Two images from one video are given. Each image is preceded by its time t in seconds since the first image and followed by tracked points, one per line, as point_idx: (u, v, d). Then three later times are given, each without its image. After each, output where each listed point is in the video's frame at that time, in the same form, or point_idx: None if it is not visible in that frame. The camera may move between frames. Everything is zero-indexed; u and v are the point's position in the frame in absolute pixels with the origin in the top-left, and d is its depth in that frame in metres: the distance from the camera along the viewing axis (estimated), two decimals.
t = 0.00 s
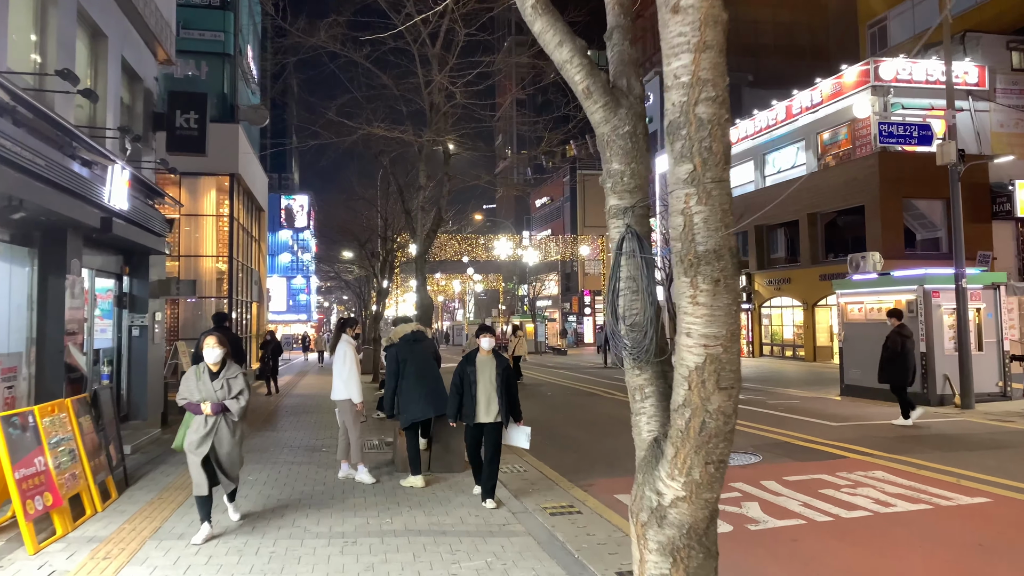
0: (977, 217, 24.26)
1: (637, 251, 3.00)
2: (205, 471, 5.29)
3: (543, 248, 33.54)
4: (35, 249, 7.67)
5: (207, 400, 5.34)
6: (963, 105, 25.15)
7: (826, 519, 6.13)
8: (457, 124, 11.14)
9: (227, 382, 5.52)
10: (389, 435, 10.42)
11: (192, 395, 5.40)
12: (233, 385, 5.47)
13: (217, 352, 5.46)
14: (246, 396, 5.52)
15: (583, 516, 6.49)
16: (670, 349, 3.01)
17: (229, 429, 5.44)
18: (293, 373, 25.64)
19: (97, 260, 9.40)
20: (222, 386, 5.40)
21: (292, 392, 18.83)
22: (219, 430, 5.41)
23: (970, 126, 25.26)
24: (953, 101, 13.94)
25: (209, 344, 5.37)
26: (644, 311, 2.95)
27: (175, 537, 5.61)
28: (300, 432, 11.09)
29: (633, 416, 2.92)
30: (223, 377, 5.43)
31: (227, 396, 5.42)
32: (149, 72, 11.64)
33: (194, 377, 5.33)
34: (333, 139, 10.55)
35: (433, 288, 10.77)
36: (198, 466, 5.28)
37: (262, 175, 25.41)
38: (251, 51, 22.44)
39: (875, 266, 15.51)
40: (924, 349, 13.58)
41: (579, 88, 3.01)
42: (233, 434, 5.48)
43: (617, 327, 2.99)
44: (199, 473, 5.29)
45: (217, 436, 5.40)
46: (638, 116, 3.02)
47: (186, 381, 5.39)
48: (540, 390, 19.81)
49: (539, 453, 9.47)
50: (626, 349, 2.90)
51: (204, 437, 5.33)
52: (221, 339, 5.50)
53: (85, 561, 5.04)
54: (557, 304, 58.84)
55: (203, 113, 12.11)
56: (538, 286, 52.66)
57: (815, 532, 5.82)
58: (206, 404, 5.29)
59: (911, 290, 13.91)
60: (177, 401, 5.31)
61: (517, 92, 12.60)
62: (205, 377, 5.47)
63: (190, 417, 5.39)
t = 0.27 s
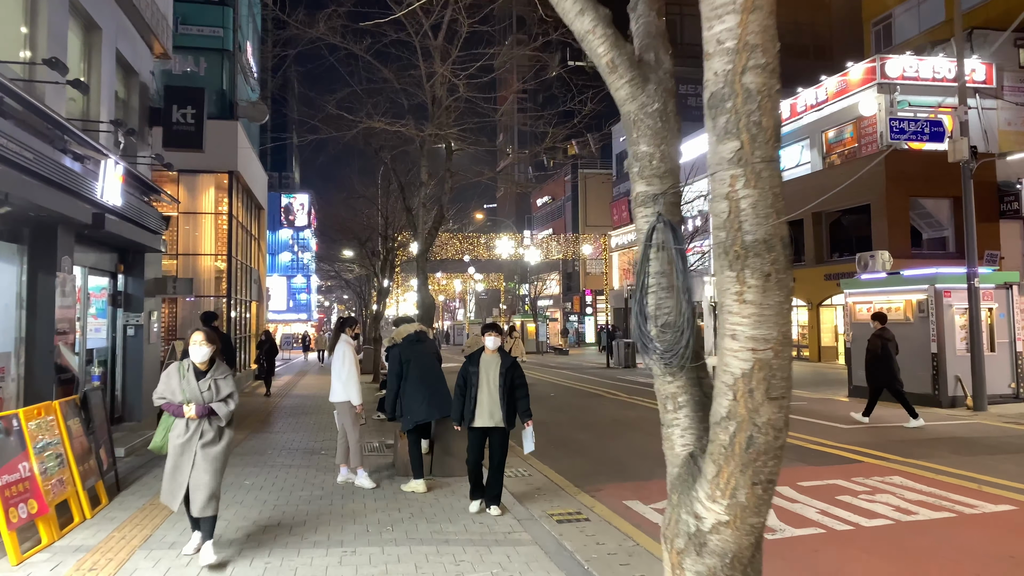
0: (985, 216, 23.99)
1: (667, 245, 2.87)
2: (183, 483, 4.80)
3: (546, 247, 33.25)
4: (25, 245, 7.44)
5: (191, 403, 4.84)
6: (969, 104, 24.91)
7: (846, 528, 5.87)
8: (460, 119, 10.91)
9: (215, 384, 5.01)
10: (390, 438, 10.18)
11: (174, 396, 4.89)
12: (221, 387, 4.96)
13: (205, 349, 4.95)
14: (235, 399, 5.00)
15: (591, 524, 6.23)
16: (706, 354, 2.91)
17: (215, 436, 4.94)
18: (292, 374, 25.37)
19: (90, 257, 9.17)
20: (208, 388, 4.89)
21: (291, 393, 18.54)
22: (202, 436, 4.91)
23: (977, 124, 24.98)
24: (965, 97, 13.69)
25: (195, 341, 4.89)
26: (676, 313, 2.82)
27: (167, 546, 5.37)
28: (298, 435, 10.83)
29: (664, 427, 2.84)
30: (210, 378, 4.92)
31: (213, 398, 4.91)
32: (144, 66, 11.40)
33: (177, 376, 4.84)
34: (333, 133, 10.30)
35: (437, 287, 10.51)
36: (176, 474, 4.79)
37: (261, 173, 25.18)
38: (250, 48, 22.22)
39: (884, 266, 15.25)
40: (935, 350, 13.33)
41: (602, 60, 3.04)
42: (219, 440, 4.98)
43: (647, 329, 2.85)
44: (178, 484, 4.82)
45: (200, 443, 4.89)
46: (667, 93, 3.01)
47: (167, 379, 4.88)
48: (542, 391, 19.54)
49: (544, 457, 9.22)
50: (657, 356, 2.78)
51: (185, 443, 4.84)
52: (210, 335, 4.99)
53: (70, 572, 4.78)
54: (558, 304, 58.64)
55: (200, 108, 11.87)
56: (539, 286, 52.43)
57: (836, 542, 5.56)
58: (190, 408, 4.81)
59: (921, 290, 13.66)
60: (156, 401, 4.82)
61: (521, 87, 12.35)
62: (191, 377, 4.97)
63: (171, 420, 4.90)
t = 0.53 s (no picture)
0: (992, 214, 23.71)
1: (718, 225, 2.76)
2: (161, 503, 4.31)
3: (547, 246, 32.96)
4: (13, 241, 7.17)
5: (171, 414, 4.34)
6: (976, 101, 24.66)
7: (870, 535, 5.61)
8: (464, 114, 10.64)
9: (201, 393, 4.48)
10: (392, 439, 9.93)
11: (156, 405, 4.39)
12: (206, 399, 4.43)
13: (193, 354, 4.45)
14: (224, 413, 4.47)
15: (604, 530, 5.98)
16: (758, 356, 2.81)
17: (198, 453, 4.42)
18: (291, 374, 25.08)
19: (82, 255, 8.92)
20: (190, 398, 4.37)
21: (289, 393, 18.25)
22: (184, 452, 4.39)
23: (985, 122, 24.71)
24: (979, 92, 13.41)
25: (180, 344, 4.41)
26: (724, 304, 2.72)
27: (160, 554, 5.12)
28: (298, 436, 10.57)
29: (714, 437, 2.73)
30: (193, 386, 4.40)
31: (197, 411, 4.38)
32: (140, 58, 11.14)
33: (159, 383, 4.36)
34: (334, 127, 10.05)
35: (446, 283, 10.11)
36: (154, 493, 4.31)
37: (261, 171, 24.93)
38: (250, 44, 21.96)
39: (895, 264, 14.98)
40: (948, 351, 13.06)
41: (641, 19, 2.92)
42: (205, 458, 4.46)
43: (692, 323, 2.79)
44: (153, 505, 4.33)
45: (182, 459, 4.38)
46: (713, 55, 2.89)
47: (149, 385, 4.41)
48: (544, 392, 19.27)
49: (551, 460, 8.95)
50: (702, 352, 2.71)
51: (163, 459, 4.32)
52: (201, 339, 4.51)
53: None
54: (559, 304, 58.65)
55: (197, 103, 11.61)
56: (539, 286, 52.35)
57: (861, 550, 5.30)
58: (168, 419, 4.32)
59: (934, 289, 13.39)
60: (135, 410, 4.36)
61: (526, 81, 12.11)
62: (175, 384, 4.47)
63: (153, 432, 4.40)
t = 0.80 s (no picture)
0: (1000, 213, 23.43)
1: (785, 224, 2.64)
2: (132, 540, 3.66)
3: (549, 245, 32.71)
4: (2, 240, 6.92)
5: (139, 435, 3.69)
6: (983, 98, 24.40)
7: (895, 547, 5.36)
8: (467, 109, 10.40)
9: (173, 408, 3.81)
10: (394, 443, 9.69)
11: (122, 424, 3.75)
12: (181, 413, 3.77)
13: (161, 362, 3.80)
14: (201, 431, 3.80)
15: (616, 542, 5.73)
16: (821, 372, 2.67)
17: (174, 478, 3.77)
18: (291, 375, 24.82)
19: (75, 254, 8.67)
20: (158, 415, 3.71)
21: (289, 394, 18.04)
22: (156, 478, 3.74)
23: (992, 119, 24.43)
24: (991, 87, 13.16)
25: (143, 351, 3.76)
26: (785, 311, 2.61)
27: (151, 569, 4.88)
28: (297, 440, 10.32)
29: (774, 461, 2.56)
30: (163, 400, 3.73)
31: (169, 430, 3.73)
32: (135, 54, 10.89)
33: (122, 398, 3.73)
34: (333, 122, 9.80)
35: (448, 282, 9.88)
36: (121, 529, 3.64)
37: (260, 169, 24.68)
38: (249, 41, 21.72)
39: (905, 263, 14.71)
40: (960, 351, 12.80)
41: None
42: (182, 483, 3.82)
43: (749, 332, 2.67)
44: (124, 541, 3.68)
45: (155, 485, 3.74)
46: (767, 23, 2.76)
47: (113, 401, 3.77)
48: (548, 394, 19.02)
49: (558, 465, 8.70)
50: (762, 362, 2.59)
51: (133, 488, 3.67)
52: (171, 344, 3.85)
53: None
54: (561, 304, 58.57)
55: (194, 99, 11.36)
56: (540, 286, 52.12)
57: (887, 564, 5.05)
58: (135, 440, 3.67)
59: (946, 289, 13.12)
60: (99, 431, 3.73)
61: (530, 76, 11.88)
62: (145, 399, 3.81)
63: (120, 454, 3.76)
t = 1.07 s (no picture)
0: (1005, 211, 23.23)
1: (863, 187, 2.34)
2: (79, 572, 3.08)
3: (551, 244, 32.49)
4: None
5: (87, 446, 3.12)
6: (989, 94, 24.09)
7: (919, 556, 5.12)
8: (469, 102, 10.18)
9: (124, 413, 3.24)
10: (394, 445, 9.47)
11: (65, 433, 3.18)
12: (138, 418, 3.22)
13: (110, 358, 3.23)
14: (164, 440, 3.26)
15: (627, 548, 5.49)
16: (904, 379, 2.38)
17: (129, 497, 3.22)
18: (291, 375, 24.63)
19: (65, 251, 8.45)
20: (110, 420, 3.16)
21: (288, 395, 17.83)
22: (108, 497, 3.18)
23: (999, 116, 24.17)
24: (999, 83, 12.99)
25: (92, 345, 3.21)
26: (856, 295, 2.34)
27: None
28: (296, 442, 10.09)
29: (846, 474, 2.29)
30: (117, 402, 3.18)
31: (125, 438, 3.17)
32: (129, 47, 10.62)
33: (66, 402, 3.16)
34: (332, 115, 9.57)
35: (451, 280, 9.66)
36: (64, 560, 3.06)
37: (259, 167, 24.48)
38: (247, 37, 21.47)
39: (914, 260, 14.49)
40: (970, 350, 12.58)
41: None
42: (139, 503, 3.27)
43: (814, 320, 2.41)
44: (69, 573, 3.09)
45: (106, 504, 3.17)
46: None
47: (55, 407, 3.19)
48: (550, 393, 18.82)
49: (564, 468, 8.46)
50: (828, 357, 2.34)
51: (80, 509, 3.11)
52: (121, 338, 3.30)
53: None
54: (561, 304, 58.49)
55: (190, 92, 11.10)
56: (541, 285, 52.00)
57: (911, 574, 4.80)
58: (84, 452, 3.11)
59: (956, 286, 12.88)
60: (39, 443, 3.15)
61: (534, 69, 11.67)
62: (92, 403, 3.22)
63: (65, 471, 3.18)
